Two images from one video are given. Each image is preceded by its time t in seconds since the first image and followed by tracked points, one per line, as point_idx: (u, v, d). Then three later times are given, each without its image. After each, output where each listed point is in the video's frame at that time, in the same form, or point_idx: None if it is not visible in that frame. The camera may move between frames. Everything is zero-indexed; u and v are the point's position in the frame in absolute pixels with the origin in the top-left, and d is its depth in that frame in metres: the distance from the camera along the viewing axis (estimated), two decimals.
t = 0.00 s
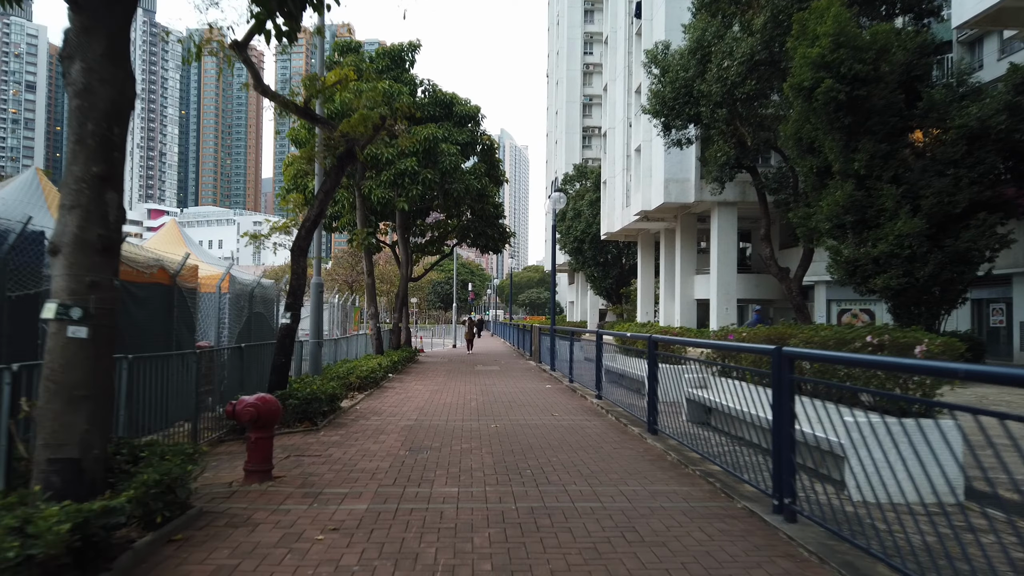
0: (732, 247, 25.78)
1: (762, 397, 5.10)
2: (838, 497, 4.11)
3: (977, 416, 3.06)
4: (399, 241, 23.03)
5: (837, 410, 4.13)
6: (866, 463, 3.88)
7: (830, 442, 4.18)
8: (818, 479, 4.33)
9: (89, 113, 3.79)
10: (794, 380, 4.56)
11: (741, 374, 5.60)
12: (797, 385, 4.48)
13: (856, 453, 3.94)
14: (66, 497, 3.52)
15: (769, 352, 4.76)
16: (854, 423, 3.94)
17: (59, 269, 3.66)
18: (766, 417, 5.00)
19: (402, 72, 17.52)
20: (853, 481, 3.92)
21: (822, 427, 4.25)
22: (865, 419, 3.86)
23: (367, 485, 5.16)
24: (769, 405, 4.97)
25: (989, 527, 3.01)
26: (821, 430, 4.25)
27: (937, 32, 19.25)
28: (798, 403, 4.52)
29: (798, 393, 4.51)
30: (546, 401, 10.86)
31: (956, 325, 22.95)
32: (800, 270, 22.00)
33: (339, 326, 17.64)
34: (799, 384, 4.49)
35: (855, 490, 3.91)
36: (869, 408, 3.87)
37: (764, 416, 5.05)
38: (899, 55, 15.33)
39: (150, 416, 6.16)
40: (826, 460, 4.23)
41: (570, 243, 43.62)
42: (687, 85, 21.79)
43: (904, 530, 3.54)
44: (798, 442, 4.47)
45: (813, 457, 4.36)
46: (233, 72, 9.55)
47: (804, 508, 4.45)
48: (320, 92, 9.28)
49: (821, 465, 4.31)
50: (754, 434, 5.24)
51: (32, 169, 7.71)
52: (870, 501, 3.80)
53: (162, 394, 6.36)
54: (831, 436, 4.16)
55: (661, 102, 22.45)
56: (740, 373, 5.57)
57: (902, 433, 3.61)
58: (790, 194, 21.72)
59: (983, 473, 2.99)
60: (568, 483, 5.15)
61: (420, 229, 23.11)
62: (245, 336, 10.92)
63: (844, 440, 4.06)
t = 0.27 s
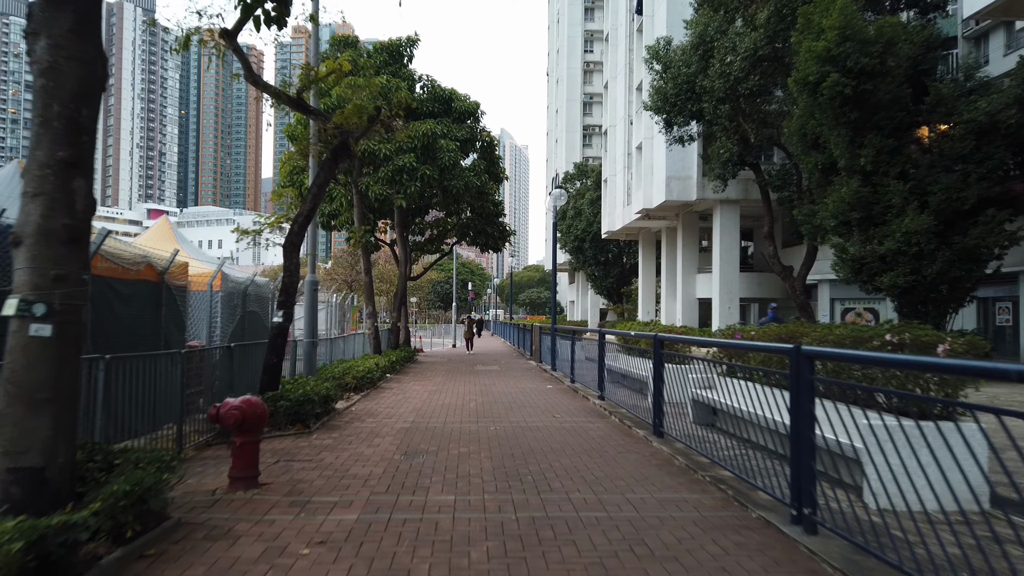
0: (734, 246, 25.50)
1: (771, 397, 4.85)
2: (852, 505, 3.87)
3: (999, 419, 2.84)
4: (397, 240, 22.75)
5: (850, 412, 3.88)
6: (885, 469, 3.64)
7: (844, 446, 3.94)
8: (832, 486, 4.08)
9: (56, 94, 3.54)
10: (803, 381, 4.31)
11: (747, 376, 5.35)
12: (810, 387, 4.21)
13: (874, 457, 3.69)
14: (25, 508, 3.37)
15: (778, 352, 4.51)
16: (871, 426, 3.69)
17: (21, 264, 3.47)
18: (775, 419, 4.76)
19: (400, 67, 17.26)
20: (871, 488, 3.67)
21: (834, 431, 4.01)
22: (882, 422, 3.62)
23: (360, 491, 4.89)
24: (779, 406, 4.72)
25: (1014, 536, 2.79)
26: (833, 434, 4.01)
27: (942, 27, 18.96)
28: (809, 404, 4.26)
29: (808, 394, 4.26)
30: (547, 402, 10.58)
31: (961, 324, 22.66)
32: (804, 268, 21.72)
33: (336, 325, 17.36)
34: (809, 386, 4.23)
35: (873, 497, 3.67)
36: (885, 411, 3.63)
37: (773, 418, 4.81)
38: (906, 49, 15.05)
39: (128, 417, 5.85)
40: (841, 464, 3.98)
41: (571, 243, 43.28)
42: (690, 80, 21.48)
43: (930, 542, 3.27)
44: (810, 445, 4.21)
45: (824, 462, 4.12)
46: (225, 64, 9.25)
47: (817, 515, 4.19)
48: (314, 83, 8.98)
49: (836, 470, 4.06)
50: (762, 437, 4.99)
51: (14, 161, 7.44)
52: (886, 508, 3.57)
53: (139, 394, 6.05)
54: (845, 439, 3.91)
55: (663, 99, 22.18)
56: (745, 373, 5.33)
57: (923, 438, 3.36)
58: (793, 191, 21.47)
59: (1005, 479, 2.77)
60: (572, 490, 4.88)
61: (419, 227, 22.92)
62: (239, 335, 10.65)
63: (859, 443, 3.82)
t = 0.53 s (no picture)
0: (738, 245, 25.29)
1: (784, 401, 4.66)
2: (872, 515, 3.68)
3: None
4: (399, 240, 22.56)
5: (872, 419, 3.67)
6: (911, 479, 3.43)
7: (862, 452, 3.76)
8: (850, 495, 3.90)
9: (31, 84, 3.50)
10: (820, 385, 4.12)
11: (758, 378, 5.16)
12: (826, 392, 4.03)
13: (896, 466, 3.51)
14: None
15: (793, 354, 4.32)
16: (896, 434, 3.47)
17: None
18: (788, 424, 4.57)
19: (400, 64, 17.07)
20: (892, 498, 3.50)
21: (852, 437, 3.82)
22: (908, 430, 3.41)
23: (357, 502, 4.69)
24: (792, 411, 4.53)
25: None
26: (850, 440, 3.82)
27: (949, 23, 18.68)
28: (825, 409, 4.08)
29: (824, 398, 4.08)
30: (550, 404, 10.38)
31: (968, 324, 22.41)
32: (809, 268, 21.49)
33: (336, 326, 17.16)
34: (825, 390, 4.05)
35: (898, 509, 3.46)
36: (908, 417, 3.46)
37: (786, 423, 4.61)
38: (914, 46, 14.82)
39: (114, 424, 5.65)
40: (858, 472, 3.80)
41: (573, 243, 43.01)
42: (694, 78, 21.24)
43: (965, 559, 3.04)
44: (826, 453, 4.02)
45: (841, 469, 3.94)
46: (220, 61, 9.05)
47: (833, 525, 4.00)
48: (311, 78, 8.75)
49: (852, 477, 3.89)
50: (775, 443, 4.80)
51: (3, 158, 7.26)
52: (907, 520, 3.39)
53: (126, 400, 5.84)
54: (864, 446, 3.73)
55: (666, 97, 21.95)
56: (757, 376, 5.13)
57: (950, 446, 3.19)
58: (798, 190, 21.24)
59: None
60: (578, 500, 4.68)
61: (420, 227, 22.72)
62: (237, 337, 10.46)
63: (879, 451, 3.64)
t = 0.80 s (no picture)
0: (746, 245, 24.97)
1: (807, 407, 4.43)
2: (903, 528, 3.45)
3: None
4: (403, 239, 22.32)
5: (915, 426, 3.36)
6: (960, 492, 3.13)
7: (899, 462, 3.48)
8: (879, 506, 3.68)
9: (5, 64, 3.31)
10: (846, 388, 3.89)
11: (778, 381, 4.93)
12: (858, 397, 3.75)
13: (945, 478, 3.20)
14: None
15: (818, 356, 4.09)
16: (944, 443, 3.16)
17: None
18: (812, 430, 4.33)
19: (404, 61, 16.82)
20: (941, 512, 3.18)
21: (881, 444, 3.60)
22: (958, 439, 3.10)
23: (356, 513, 4.42)
24: (817, 417, 4.29)
25: None
26: (880, 447, 3.60)
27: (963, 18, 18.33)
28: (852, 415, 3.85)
29: (850, 402, 3.85)
30: (558, 407, 10.11)
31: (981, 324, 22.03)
32: (818, 268, 21.15)
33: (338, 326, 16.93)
34: (850, 393, 3.82)
35: (946, 525, 3.15)
36: (942, 423, 3.24)
37: (810, 429, 4.38)
38: (929, 40, 14.51)
39: (100, 432, 5.37)
40: (889, 481, 3.58)
41: (578, 242, 42.72)
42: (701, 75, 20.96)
43: None
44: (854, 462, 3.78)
45: (869, 478, 3.71)
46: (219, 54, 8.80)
47: (860, 537, 3.78)
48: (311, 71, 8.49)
49: (887, 489, 3.62)
50: (797, 450, 4.56)
51: None
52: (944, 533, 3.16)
53: (113, 407, 5.57)
54: (894, 454, 3.51)
55: (673, 94, 21.67)
56: (777, 379, 4.90)
57: (991, 454, 2.97)
58: (808, 188, 20.92)
59: None
60: (592, 512, 4.40)
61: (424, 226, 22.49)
62: (236, 338, 10.21)
63: (919, 460, 3.36)
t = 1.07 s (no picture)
0: (748, 244, 24.75)
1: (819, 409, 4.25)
2: (921, 537, 3.28)
3: None
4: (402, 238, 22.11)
5: (945, 433, 3.14)
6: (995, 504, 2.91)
7: (927, 471, 3.26)
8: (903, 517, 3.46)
9: None
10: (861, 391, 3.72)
11: (788, 383, 4.75)
12: (880, 402, 3.53)
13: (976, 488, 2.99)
14: None
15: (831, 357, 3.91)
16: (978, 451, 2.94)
17: None
18: (824, 435, 4.15)
19: (403, 58, 16.60)
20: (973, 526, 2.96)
21: (901, 450, 3.42)
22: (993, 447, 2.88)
23: (346, 522, 4.20)
24: (829, 420, 4.11)
25: None
26: (900, 453, 3.42)
27: (970, 14, 18.09)
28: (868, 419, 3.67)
29: (865, 405, 3.68)
30: (560, 409, 9.89)
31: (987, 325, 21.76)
32: (822, 267, 20.90)
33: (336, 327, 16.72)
34: (865, 396, 3.65)
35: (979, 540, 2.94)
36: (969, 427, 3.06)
37: (822, 433, 4.20)
38: (935, 35, 14.29)
39: (77, 437, 5.12)
40: (914, 491, 3.36)
41: (579, 242, 42.48)
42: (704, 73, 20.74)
43: None
44: (870, 468, 3.61)
45: (884, 484, 3.54)
46: (212, 47, 8.61)
47: (876, 547, 3.61)
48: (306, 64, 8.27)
49: (912, 500, 3.40)
50: (809, 455, 4.39)
51: None
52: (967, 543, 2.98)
53: (93, 411, 5.32)
54: (920, 463, 3.29)
55: (675, 92, 21.45)
56: (786, 381, 4.72)
57: None
58: (812, 187, 20.70)
59: None
60: (595, 521, 4.19)
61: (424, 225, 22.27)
62: (230, 338, 10.00)
63: (949, 469, 3.14)
